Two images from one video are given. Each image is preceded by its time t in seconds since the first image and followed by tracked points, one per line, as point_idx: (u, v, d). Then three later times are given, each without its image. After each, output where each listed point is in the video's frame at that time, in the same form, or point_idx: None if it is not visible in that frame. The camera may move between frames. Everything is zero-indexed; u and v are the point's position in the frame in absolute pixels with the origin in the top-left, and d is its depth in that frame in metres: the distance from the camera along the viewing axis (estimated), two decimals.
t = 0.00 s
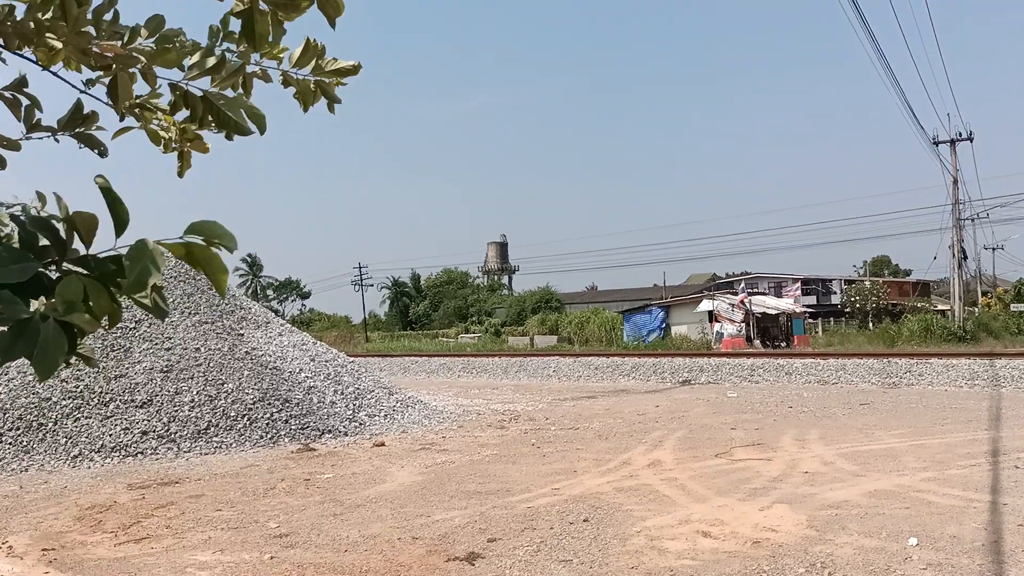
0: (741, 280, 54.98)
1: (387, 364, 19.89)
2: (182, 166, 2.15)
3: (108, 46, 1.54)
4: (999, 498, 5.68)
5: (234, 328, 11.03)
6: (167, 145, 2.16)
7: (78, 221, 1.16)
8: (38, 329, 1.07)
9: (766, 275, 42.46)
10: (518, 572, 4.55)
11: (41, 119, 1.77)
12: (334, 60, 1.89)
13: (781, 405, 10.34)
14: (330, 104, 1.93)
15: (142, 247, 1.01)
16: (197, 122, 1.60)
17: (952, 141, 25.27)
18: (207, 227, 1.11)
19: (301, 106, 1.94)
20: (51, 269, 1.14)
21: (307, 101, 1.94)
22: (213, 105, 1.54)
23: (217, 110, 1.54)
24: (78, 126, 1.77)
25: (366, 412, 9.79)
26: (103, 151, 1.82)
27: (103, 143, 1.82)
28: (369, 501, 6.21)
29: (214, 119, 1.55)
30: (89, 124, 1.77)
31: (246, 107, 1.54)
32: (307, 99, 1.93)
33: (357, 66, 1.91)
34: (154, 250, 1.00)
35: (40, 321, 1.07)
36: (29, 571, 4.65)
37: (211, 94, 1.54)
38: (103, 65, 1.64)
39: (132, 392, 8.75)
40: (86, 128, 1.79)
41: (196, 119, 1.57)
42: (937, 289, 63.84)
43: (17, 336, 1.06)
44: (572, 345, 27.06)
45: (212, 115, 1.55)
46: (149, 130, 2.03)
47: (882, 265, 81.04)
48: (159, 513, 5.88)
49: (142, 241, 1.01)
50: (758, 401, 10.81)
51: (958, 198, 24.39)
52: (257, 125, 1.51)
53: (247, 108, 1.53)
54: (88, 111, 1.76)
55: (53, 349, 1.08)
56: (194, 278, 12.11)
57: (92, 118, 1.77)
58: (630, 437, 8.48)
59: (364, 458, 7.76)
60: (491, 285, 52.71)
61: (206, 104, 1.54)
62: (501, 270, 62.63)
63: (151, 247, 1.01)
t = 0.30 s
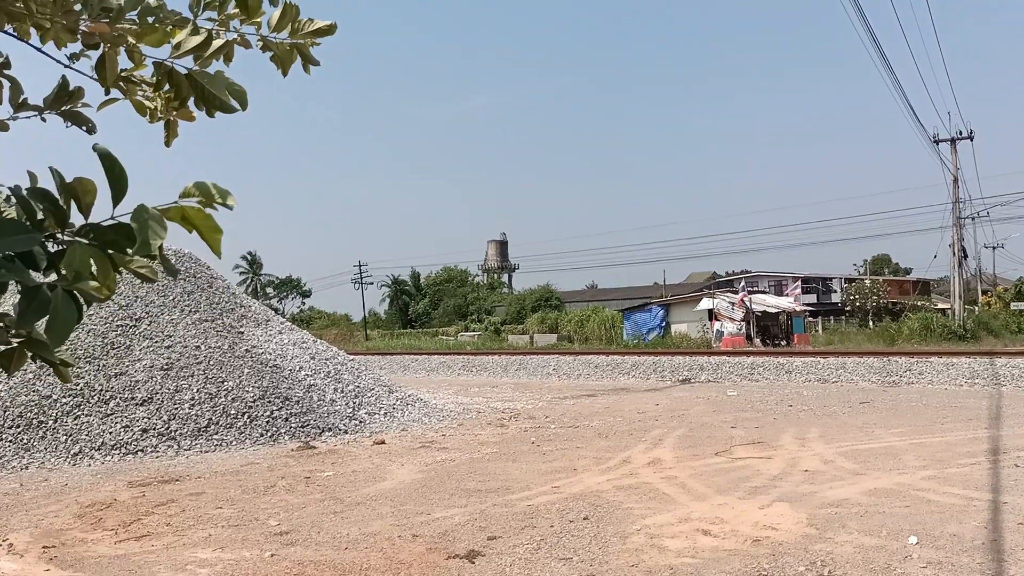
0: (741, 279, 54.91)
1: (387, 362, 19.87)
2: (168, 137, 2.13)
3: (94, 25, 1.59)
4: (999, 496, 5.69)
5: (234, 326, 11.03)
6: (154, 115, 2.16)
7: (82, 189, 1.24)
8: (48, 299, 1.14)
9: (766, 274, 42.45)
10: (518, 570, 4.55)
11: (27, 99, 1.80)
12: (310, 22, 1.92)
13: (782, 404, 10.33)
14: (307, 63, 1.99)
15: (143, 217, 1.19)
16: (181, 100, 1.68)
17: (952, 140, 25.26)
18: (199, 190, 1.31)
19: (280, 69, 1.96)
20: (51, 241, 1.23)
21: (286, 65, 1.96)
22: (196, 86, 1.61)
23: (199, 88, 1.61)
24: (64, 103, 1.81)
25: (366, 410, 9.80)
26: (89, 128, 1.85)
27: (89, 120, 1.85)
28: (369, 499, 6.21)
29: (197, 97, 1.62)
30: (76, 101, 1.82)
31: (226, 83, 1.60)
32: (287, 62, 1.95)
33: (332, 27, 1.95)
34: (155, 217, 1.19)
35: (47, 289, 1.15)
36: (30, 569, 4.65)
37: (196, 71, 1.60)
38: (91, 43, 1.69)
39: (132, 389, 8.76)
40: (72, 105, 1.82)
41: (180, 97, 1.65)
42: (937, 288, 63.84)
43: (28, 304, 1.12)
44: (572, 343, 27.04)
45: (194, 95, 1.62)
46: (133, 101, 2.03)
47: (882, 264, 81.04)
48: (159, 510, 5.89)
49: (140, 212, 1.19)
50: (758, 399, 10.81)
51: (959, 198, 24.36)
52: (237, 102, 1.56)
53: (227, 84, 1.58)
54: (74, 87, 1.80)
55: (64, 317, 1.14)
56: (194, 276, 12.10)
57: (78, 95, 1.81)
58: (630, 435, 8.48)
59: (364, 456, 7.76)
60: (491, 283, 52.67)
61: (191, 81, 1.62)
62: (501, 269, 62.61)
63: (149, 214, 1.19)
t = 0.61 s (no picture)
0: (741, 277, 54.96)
1: (388, 360, 19.88)
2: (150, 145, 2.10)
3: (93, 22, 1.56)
4: (999, 494, 5.68)
5: (235, 324, 11.03)
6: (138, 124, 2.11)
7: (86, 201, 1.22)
8: (47, 305, 1.11)
9: (766, 272, 42.45)
10: (519, 568, 4.55)
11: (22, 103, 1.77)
12: (303, 36, 1.90)
13: (782, 402, 10.34)
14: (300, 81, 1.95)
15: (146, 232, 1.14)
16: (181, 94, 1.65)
17: (953, 138, 25.27)
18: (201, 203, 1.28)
19: (272, 84, 1.93)
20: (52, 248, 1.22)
21: (278, 79, 1.93)
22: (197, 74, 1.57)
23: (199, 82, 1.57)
24: (59, 108, 1.79)
25: (366, 408, 9.80)
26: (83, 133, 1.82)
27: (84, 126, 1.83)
28: (369, 497, 6.21)
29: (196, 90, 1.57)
30: (71, 106, 1.79)
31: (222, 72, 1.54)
32: (280, 78, 1.92)
33: (325, 43, 1.92)
34: (158, 230, 1.15)
35: (47, 296, 1.12)
36: (30, 567, 4.65)
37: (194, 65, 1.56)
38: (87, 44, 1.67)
39: (132, 388, 8.75)
40: (67, 110, 1.80)
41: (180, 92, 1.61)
42: (937, 286, 63.84)
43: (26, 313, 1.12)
44: (572, 341, 27.05)
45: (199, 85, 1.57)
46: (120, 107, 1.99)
47: (882, 262, 81.09)
48: (160, 509, 5.88)
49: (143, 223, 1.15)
50: (758, 397, 10.81)
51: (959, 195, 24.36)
52: (236, 92, 1.52)
53: (224, 74, 1.53)
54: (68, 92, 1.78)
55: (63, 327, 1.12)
56: (194, 275, 12.09)
57: (74, 100, 1.79)
58: (631, 433, 8.47)
59: (365, 455, 7.75)
60: (492, 281, 52.70)
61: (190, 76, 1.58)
62: (502, 267, 62.62)
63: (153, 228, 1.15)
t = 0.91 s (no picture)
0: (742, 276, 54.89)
1: (388, 359, 19.88)
2: (149, 160, 2.12)
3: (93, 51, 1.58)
4: (1000, 493, 5.68)
5: (236, 324, 11.03)
6: (140, 139, 2.12)
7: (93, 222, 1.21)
8: (55, 336, 1.19)
9: (767, 271, 42.43)
10: (519, 566, 4.55)
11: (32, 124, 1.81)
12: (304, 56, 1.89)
13: (783, 400, 10.33)
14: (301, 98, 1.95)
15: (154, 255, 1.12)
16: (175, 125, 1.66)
17: (953, 136, 25.22)
18: (211, 233, 1.26)
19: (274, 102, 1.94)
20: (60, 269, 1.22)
21: (280, 97, 1.94)
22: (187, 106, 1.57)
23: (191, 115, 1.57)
24: (67, 127, 1.82)
25: (367, 407, 9.81)
26: (91, 154, 1.85)
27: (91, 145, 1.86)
28: (370, 495, 6.22)
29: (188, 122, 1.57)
30: (79, 126, 1.84)
31: (212, 109, 1.53)
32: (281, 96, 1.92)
33: (328, 62, 1.91)
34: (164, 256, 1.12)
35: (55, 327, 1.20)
36: (32, 566, 4.66)
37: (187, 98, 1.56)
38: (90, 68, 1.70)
39: (133, 387, 8.76)
40: (75, 130, 1.84)
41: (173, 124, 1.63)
42: (938, 285, 63.79)
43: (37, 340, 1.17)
44: (572, 340, 27.03)
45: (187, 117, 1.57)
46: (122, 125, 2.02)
47: (883, 261, 81.03)
48: (160, 508, 5.89)
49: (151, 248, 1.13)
50: (759, 396, 10.81)
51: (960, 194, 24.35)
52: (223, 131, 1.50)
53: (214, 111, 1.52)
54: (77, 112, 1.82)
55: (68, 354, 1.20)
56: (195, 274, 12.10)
57: (82, 119, 1.83)
58: (632, 432, 8.47)
59: (365, 454, 7.76)
60: (492, 280, 52.69)
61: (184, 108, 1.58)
62: (502, 266, 62.61)
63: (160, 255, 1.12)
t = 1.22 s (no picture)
0: (743, 274, 54.87)
1: (390, 358, 19.89)
2: (156, 174, 2.14)
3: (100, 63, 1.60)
4: (1001, 491, 5.68)
5: (238, 322, 11.05)
6: (146, 154, 2.15)
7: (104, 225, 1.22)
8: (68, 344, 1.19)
9: (768, 270, 42.41)
10: (521, 565, 4.56)
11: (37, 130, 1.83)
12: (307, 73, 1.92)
13: (785, 399, 10.33)
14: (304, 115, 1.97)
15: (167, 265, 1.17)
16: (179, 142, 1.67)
17: (954, 135, 25.19)
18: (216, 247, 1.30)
19: (277, 119, 1.95)
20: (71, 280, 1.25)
21: (282, 113, 1.95)
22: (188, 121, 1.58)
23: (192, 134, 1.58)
24: (71, 134, 1.84)
25: (369, 406, 9.82)
26: (96, 158, 1.87)
27: (96, 150, 1.88)
28: (372, 494, 6.23)
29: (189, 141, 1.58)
30: (83, 131, 1.85)
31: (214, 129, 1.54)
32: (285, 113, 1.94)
33: (329, 79, 1.93)
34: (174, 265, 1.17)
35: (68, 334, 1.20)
36: (35, 565, 4.67)
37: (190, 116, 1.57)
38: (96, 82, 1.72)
39: (136, 386, 8.78)
40: (79, 135, 1.86)
41: (175, 141, 1.64)
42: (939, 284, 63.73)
43: (50, 349, 1.18)
44: (574, 339, 27.04)
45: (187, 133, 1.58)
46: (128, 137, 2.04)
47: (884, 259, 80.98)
48: (163, 506, 5.90)
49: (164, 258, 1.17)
50: (761, 394, 10.80)
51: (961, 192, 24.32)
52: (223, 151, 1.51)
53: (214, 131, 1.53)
54: (82, 119, 1.83)
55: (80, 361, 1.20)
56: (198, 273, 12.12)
57: (86, 125, 1.85)
58: (633, 431, 8.48)
59: (367, 453, 7.77)
60: (493, 279, 52.67)
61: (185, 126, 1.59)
62: (504, 264, 62.60)
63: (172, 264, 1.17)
